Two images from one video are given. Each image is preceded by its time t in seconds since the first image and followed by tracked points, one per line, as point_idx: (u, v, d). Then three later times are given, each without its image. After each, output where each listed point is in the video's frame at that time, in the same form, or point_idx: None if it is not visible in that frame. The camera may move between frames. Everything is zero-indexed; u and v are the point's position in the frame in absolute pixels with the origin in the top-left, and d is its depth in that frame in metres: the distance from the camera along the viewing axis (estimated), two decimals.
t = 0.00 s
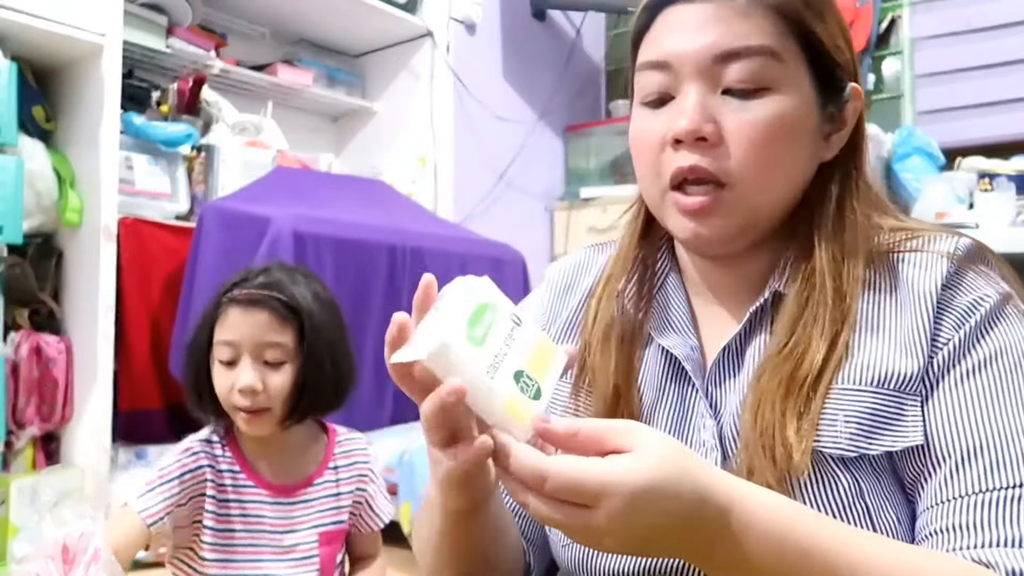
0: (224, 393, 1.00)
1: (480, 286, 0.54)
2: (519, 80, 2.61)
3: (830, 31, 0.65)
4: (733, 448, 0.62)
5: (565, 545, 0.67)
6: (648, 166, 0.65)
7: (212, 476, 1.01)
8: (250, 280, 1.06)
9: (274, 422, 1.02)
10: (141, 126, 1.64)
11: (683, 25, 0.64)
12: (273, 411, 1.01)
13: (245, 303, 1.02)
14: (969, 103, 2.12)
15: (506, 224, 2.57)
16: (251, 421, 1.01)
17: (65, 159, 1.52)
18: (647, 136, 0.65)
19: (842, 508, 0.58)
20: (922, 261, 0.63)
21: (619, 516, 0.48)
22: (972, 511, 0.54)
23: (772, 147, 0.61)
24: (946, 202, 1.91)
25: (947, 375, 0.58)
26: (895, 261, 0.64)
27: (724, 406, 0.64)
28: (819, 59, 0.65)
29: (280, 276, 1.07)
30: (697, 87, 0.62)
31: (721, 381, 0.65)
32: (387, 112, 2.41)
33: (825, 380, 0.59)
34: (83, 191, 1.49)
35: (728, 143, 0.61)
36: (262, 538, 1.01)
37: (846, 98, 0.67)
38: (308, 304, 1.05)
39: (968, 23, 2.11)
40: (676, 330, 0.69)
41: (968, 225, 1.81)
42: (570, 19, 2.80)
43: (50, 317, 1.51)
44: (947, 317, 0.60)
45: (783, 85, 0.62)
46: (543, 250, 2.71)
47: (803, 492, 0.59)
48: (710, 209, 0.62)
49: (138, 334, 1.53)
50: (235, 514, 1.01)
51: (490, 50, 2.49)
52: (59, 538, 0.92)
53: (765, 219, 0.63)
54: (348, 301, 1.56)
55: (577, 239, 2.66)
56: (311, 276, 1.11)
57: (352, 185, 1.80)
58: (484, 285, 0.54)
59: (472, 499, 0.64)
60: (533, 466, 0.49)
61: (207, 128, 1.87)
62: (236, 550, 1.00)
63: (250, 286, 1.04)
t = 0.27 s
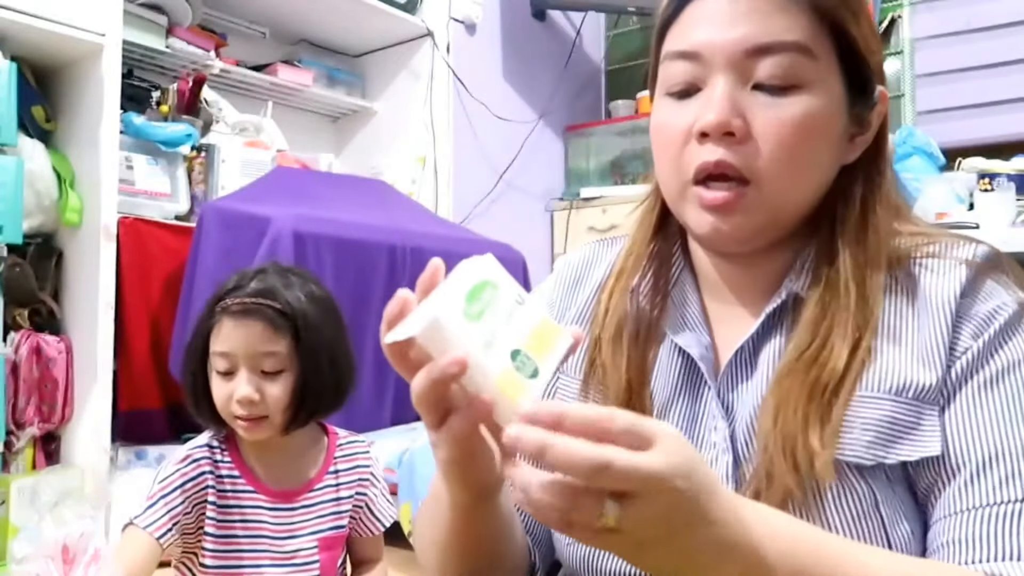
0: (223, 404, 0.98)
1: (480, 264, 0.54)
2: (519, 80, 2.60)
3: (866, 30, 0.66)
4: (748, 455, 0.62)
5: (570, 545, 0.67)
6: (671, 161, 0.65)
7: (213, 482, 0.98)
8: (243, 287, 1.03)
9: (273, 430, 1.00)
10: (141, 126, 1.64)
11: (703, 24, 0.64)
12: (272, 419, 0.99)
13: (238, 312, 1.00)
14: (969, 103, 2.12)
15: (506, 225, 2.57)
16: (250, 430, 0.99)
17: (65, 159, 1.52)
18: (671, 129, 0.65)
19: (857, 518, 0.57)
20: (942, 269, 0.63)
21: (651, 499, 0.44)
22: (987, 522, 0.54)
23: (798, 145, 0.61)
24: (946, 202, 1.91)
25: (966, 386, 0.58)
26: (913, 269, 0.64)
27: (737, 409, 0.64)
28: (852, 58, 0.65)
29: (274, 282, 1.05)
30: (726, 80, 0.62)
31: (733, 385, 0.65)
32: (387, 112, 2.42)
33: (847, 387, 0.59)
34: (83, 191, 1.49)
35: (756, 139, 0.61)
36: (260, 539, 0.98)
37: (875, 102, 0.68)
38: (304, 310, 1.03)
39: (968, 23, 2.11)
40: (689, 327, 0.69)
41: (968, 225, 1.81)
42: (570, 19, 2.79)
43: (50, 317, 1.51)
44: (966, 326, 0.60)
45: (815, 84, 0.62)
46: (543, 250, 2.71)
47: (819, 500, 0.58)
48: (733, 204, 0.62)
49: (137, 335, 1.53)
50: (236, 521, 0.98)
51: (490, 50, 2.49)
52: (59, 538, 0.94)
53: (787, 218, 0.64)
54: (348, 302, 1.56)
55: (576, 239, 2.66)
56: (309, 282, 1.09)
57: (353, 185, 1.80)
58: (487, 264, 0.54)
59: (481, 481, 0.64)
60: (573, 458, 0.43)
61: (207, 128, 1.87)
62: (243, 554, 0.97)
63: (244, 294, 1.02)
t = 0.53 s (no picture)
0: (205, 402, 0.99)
1: (526, 224, 0.52)
2: (519, 80, 2.61)
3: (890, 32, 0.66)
4: (750, 451, 0.62)
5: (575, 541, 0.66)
6: (690, 157, 0.66)
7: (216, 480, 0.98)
8: (230, 289, 1.04)
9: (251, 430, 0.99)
10: (141, 126, 1.64)
11: (721, 22, 0.64)
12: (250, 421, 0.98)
13: (218, 312, 1.00)
14: (969, 103, 2.13)
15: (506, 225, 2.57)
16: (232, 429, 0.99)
17: (65, 159, 1.52)
18: (695, 124, 0.65)
19: (852, 515, 0.57)
20: (946, 268, 0.64)
21: (673, 453, 0.44)
22: (975, 518, 0.54)
23: (823, 146, 0.61)
24: (946, 202, 1.91)
25: (966, 383, 0.58)
26: (917, 268, 0.65)
27: (742, 404, 0.64)
28: (875, 59, 0.66)
29: (255, 285, 1.04)
30: (755, 76, 0.63)
31: (739, 383, 0.65)
32: (386, 112, 2.42)
33: (854, 383, 0.59)
34: (83, 191, 1.49)
35: (784, 138, 0.61)
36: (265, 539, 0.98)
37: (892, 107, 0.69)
38: (282, 312, 1.01)
39: (968, 23, 2.11)
40: (697, 323, 0.69)
41: (968, 225, 1.82)
42: (570, 19, 2.79)
43: (50, 317, 1.51)
44: (968, 324, 0.60)
45: (842, 86, 0.63)
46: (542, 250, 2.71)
47: (821, 496, 0.58)
48: (755, 201, 0.62)
49: (137, 335, 1.53)
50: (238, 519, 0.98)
51: (490, 50, 2.49)
52: (59, 538, 0.94)
53: (806, 216, 0.64)
54: (347, 300, 1.56)
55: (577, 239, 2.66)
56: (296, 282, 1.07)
57: (353, 185, 1.80)
58: (533, 225, 0.52)
59: (515, 456, 0.61)
60: (586, 405, 0.43)
61: (207, 129, 1.88)
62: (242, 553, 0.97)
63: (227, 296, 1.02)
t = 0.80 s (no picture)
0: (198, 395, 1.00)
1: (579, 211, 0.47)
2: (519, 80, 2.61)
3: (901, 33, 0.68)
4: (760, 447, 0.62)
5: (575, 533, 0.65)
6: (703, 155, 0.66)
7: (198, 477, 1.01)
8: (224, 287, 1.04)
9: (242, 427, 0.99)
10: (141, 126, 1.64)
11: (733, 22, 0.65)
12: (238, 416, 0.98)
13: (208, 310, 1.01)
14: (969, 103, 2.13)
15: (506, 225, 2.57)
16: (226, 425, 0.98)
17: (65, 159, 1.52)
18: (713, 120, 0.65)
19: (859, 510, 0.57)
20: (953, 269, 0.64)
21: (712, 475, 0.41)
22: (974, 512, 0.54)
23: (841, 144, 0.62)
24: (946, 202, 1.91)
25: (970, 381, 0.59)
26: (922, 269, 0.66)
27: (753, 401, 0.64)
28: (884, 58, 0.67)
29: (245, 285, 1.04)
30: (774, 74, 0.63)
31: (747, 383, 0.65)
32: (386, 112, 2.42)
33: (865, 380, 0.60)
34: (83, 191, 1.49)
35: (803, 136, 0.61)
36: (257, 535, 0.98)
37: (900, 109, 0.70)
38: (269, 310, 1.01)
39: (968, 24, 2.11)
40: (706, 320, 0.69)
41: (968, 225, 1.82)
42: (570, 19, 2.79)
43: (50, 317, 1.51)
44: (973, 325, 0.61)
45: (860, 86, 0.63)
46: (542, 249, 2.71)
47: (828, 492, 0.58)
48: (772, 196, 0.62)
49: (137, 334, 1.53)
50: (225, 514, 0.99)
51: (489, 50, 2.49)
52: (59, 538, 0.94)
53: (818, 213, 0.64)
54: (348, 301, 1.56)
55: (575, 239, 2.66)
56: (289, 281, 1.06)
57: (354, 186, 1.80)
58: (590, 216, 0.47)
59: (526, 448, 0.56)
60: (602, 434, 0.41)
61: (207, 129, 1.88)
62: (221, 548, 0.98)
63: (221, 292, 1.03)
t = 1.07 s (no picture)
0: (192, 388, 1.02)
1: (611, 207, 0.42)
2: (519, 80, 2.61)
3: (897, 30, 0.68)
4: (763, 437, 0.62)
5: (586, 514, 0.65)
6: (704, 157, 0.66)
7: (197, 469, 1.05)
8: (223, 283, 1.05)
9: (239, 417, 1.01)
10: (141, 126, 1.64)
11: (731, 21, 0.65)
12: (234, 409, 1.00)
13: (205, 305, 1.03)
14: (969, 103, 2.12)
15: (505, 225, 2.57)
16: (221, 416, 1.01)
17: (65, 159, 1.52)
18: (712, 119, 0.65)
19: (859, 499, 0.57)
20: (951, 262, 0.65)
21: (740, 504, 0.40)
22: (972, 500, 0.54)
23: (842, 141, 0.61)
24: (946, 202, 1.91)
25: (969, 372, 0.59)
26: (920, 261, 0.66)
27: (755, 394, 0.64)
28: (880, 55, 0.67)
29: (242, 282, 1.04)
30: (772, 73, 0.63)
31: (749, 376, 0.65)
32: (386, 112, 2.42)
33: (869, 369, 0.60)
34: (83, 191, 1.49)
35: (804, 135, 0.61)
36: (243, 527, 1.00)
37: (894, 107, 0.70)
38: (264, 305, 1.01)
39: (968, 23, 2.11)
40: (711, 314, 0.69)
41: (967, 225, 1.82)
42: (570, 19, 2.79)
43: (50, 317, 1.51)
44: (972, 316, 0.61)
45: (858, 84, 0.64)
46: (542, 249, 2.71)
47: (830, 481, 0.58)
48: (775, 198, 0.62)
49: (136, 333, 1.53)
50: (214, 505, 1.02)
51: (489, 50, 2.49)
52: (60, 538, 0.93)
53: (819, 212, 0.65)
54: (347, 302, 1.56)
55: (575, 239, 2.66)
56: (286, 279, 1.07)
57: (354, 185, 1.80)
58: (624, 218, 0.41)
59: (509, 479, 0.51)
60: (603, 460, 0.41)
61: (207, 128, 1.88)
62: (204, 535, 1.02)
63: (219, 288, 1.04)
